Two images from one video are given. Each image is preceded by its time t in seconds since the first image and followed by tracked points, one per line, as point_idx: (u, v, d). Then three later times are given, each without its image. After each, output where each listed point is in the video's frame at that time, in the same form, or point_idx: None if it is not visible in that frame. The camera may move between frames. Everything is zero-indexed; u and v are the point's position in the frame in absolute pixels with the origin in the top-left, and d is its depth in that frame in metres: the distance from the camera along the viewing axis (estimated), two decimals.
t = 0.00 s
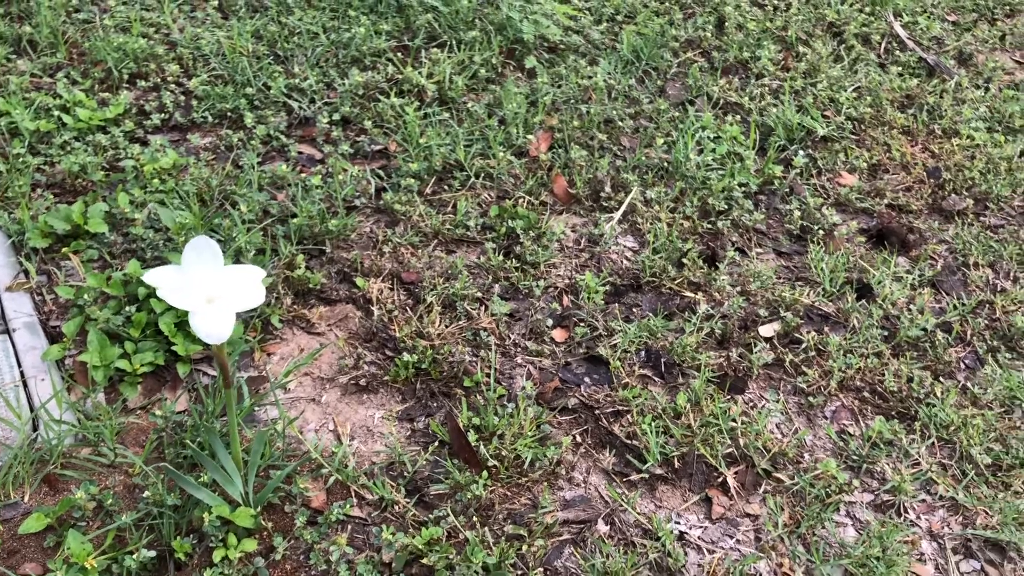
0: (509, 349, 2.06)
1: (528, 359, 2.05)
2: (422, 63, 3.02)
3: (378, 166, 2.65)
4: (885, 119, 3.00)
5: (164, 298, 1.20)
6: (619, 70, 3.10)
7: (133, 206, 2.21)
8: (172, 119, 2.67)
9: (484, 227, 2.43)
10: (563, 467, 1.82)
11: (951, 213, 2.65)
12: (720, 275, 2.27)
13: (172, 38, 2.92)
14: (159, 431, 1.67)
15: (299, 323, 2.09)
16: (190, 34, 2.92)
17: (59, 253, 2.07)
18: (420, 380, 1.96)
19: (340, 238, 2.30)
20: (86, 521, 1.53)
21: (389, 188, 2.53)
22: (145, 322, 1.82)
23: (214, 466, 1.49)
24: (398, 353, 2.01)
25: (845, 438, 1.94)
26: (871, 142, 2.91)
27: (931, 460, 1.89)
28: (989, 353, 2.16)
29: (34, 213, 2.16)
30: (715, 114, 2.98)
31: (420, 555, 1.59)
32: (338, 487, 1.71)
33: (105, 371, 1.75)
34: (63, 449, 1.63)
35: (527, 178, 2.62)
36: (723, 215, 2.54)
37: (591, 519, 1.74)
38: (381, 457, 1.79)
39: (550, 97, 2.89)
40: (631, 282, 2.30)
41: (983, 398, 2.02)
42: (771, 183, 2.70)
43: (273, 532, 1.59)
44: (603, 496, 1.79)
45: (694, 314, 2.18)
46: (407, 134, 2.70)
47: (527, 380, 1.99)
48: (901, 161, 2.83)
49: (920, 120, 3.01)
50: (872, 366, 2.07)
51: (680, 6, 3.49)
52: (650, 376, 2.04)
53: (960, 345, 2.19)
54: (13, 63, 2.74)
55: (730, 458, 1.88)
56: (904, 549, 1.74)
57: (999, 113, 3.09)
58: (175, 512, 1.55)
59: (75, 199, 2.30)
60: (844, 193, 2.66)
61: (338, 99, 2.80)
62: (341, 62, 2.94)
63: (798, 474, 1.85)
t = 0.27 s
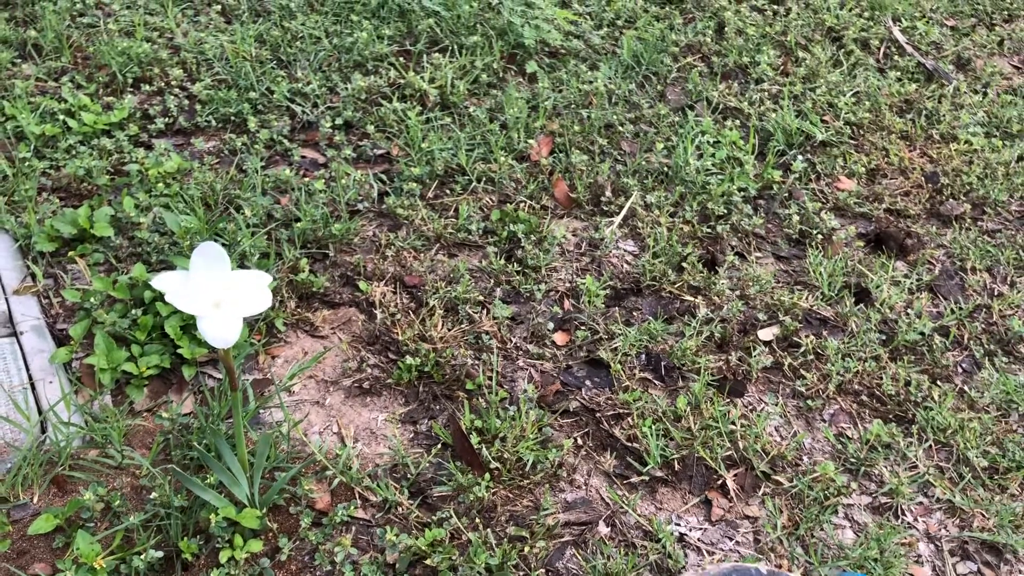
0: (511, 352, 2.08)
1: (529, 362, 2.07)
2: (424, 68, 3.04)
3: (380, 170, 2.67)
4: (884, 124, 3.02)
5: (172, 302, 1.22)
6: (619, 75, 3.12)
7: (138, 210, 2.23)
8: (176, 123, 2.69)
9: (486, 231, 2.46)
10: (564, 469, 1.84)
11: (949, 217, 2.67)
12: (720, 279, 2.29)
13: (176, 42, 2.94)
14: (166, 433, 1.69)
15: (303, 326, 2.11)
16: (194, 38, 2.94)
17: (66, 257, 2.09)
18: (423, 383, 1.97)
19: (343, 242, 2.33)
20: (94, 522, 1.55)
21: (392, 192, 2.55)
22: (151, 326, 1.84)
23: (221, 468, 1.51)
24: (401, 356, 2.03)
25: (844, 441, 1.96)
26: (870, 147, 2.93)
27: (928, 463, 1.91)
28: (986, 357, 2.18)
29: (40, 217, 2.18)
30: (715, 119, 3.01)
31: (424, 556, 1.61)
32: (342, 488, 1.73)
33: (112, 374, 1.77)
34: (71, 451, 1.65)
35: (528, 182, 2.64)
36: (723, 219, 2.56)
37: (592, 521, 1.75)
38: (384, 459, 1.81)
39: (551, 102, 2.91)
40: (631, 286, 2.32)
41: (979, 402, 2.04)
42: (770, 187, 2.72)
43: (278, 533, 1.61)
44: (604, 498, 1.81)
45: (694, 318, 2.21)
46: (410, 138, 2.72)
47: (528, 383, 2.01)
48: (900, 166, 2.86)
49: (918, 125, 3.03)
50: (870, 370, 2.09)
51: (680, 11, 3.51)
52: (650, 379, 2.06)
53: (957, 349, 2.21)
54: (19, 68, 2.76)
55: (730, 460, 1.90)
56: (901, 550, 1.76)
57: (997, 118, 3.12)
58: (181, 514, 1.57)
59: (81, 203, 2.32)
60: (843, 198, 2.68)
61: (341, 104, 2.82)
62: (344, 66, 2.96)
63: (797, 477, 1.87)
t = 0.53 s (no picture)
0: (519, 347, 2.08)
1: (538, 358, 2.06)
2: (432, 63, 3.03)
3: (388, 165, 2.66)
4: (893, 122, 3.01)
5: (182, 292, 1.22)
6: (627, 71, 3.11)
7: (147, 202, 2.22)
8: (184, 117, 2.68)
9: (494, 227, 2.45)
10: (573, 465, 1.83)
11: (959, 216, 2.66)
12: (729, 276, 2.28)
13: (184, 36, 2.94)
14: (174, 425, 1.68)
15: (311, 319, 2.11)
16: (201, 32, 2.93)
17: (74, 249, 2.09)
18: (431, 378, 1.97)
19: (351, 236, 2.32)
20: (103, 513, 1.55)
21: (400, 187, 2.55)
22: (159, 318, 1.84)
23: (229, 460, 1.51)
24: (410, 350, 2.03)
25: (854, 438, 1.95)
26: (879, 145, 2.92)
27: (939, 460, 1.90)
28: (997, 355, 2.17)
29: (48, 209, 2.18)
30: (723, 116, 2.99)
31: (433, 550, 1.60)
32: (350, 482, 1.73)
33: (120, 366, 1.77)
34: (79, 442, 1.65)
35: (536, 178, 2.63)
36: (732, 216, 2.55)
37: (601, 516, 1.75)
38: (393, 453, 1.80)
39: (560, 98, 2.90)
40: (640, 282, 2.32)
41: (990, 400, 2.02)
42: (779, 184, 2.71)
43: (287, 526, 1.61)
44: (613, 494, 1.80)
45: (703, 315, 2.20)
46: (417, 133, 2.72)
47: (536, 379, 2.01)
48: (909, 164, 2.84)
49: (928, 123, 3.02)
50: (879, 368, 2.08)
51: (689, 8, 3.50)
52: (659, 375, 2.05)
53: (968, 347, 2.19)
54: (27, 61, 2.76)
55: (739, 457, 1.90)
56: (912, 549, 1.75)
57: (1007, 117, 3.10)
58: (190, 506, 1.57)
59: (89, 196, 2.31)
60: (852, 196, 2.67)
61: (349, 98, 2.82)
62: (352, 61, 2.95)
63: (807, 474, 1.86)
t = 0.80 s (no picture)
0: (523, 341, 2.08)
1: (542, 352, 2.07)
2: (435, 58, 3.03)
3: (392, 160, 2.66)
4: (898, 117, 3.00)
5: (188, 283, 1.22)
6: (631, 66, 3.10)
7: (151, 196, 2.23)
8: (188, 112, 2.68)
9: (498, 221, 2.45)
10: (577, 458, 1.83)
11: (964, 210, 2.65)
12: (733, 271, 2.28)
13: (187, 31, 2.94)
14: (179, 418, 1.69)
15: (316, 313, 2.11)
16: (205, 27, 2.93)
17: (79, 243, 2.09)
18: (435, 371, 1.97)
19: (355, 231, 2.32)
20: (108, 505, 1.55)
21: (403, 182, 2.55)
22: (163, 312, 1.84)
23: (234, 452, 1.51)
24: (414, 343, 2.03)
25: (858, 432, 1.95)
26: (884, 140, 2.91)
27: (943, 454, 1.90)
28: (1002, 349, 2.16)
29: (53, 204, 2.18)
30: (728, 110, 2.99)
31: (437, 542, 1.61)
32: (355, 475, 1.72)
33: (124, 359, 1.77)
34: (84, 435, 1.65)
35: (540, 173, 2.63)
36: (736, 211, 2.55)
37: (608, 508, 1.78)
38: (397, 446, 1.80)
39: (563, 93, 2.90)
40: (644, 276, 2.32)
41: (995, 394, 2.02)
42: (784, 179, 2.70)
43: (291, 519, 1.61)
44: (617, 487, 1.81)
45: (707, 309, 2.20)
46: (421, 128, 2.71)
47: (540, 372, 2.02)
48: (914, 159, 2.83)
49: (933, 118, 3.01)
50: (884, 362, 2.07)
51: (693, 3, 3.49)
52: (663, 369, 2.06)
53: (973, 342, 2.19)
54: (31, 55, 2.77)
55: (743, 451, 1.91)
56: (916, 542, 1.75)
57: (1012, 112, 3.09)
58: (195, 498, 1.57)
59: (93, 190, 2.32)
60: (856, 190, 2.66)
61: (353, 93, 2.81)
62: (355, 56, 2.95)
63: (811, 468, 1.87)
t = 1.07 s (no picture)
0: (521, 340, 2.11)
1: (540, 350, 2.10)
2: (432, 58, 3.04)
3: (390, 160, 2.68)
4: (894, 113, 3.01)
5: (188, 286, 1.24)
6: (628, 64, 3.12)
7: (150, 199, 2.24)
8: (187, 115, 2.70)
9: (496, 221, 2.46)
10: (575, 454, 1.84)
11: (960, 205, 2.66)
12: (730, 268, 2.29)
13: (185, 34, 2.95)
14: (180, 420, 1.70)
15: (315, 314, 2.12)
16: (202, 29, 2.94)
17: (79, 247, 2.10)
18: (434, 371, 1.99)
19: (354, 231, 2.34)
20: (110, 506, 1.56)
21: (401, 182, 2.56)
22: (164, 314, 1.85)
23: (234, 453, 1.52)
24: (413, 343, 2.04)
25: (855, 427, 1.96)
26: (880, 136, 2.92)
27: (940, 448, 1.91)
28: (998, 344, 2.17)
29: (53, 207, 2.20)
30: (724, 108, 3.00)
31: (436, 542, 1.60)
32: (355, 474, 1.74)
33: (126, 361, 1.79)
34: (86, 437, 1.66)
35: (537, 172, 2.64)
36: (733, 208, 2.56)
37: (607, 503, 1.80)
38: (397, 445, 1.82)
39: (560, 92, 2.91)
40: (641, 274, 2.33)
41: (991, 387, 2.03)
42: (780, 176, 2.71)
43: (292, 518, 1.62)
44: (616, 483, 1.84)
45: (704, 306, 2.21)
46: (419, 129, 2.73)
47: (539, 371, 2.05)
48: (910, 154, 2.84)
49: (929, 113, 3.01)
50: (881, 357, 2.08)
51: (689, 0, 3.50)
52: (660, 367, 2.09)
53: (969, 336, 2.20)
54: (30, 60, 2.78)
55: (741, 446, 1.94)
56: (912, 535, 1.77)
57: (1008, 107, 3.10)
58: (196, 499, 1.58)
59: (93, 193, 2.33)
60: (853, 186, 2.67)
61: (350, 94, 2.83)
62: (353, 57, 2.96)
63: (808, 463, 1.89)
